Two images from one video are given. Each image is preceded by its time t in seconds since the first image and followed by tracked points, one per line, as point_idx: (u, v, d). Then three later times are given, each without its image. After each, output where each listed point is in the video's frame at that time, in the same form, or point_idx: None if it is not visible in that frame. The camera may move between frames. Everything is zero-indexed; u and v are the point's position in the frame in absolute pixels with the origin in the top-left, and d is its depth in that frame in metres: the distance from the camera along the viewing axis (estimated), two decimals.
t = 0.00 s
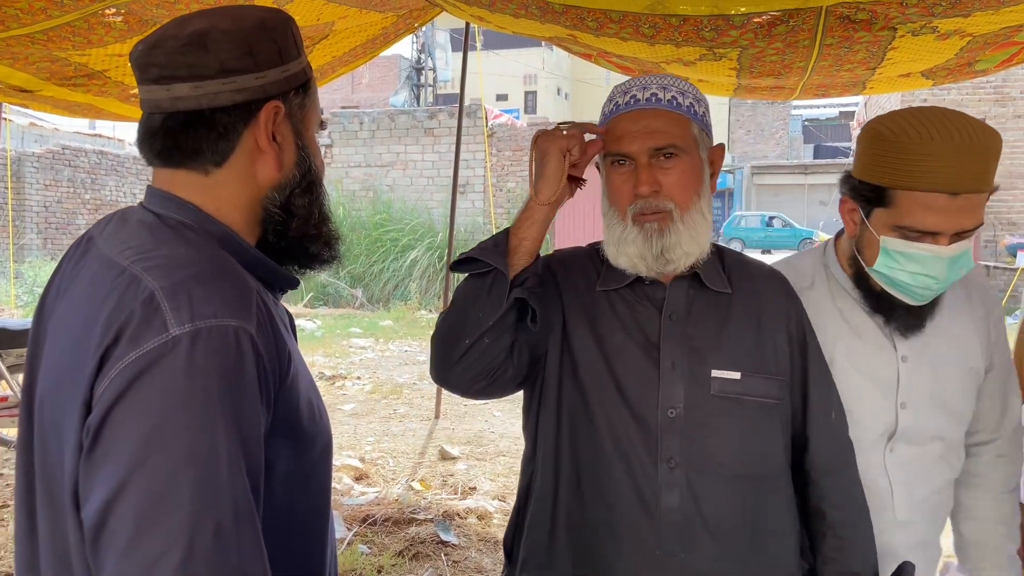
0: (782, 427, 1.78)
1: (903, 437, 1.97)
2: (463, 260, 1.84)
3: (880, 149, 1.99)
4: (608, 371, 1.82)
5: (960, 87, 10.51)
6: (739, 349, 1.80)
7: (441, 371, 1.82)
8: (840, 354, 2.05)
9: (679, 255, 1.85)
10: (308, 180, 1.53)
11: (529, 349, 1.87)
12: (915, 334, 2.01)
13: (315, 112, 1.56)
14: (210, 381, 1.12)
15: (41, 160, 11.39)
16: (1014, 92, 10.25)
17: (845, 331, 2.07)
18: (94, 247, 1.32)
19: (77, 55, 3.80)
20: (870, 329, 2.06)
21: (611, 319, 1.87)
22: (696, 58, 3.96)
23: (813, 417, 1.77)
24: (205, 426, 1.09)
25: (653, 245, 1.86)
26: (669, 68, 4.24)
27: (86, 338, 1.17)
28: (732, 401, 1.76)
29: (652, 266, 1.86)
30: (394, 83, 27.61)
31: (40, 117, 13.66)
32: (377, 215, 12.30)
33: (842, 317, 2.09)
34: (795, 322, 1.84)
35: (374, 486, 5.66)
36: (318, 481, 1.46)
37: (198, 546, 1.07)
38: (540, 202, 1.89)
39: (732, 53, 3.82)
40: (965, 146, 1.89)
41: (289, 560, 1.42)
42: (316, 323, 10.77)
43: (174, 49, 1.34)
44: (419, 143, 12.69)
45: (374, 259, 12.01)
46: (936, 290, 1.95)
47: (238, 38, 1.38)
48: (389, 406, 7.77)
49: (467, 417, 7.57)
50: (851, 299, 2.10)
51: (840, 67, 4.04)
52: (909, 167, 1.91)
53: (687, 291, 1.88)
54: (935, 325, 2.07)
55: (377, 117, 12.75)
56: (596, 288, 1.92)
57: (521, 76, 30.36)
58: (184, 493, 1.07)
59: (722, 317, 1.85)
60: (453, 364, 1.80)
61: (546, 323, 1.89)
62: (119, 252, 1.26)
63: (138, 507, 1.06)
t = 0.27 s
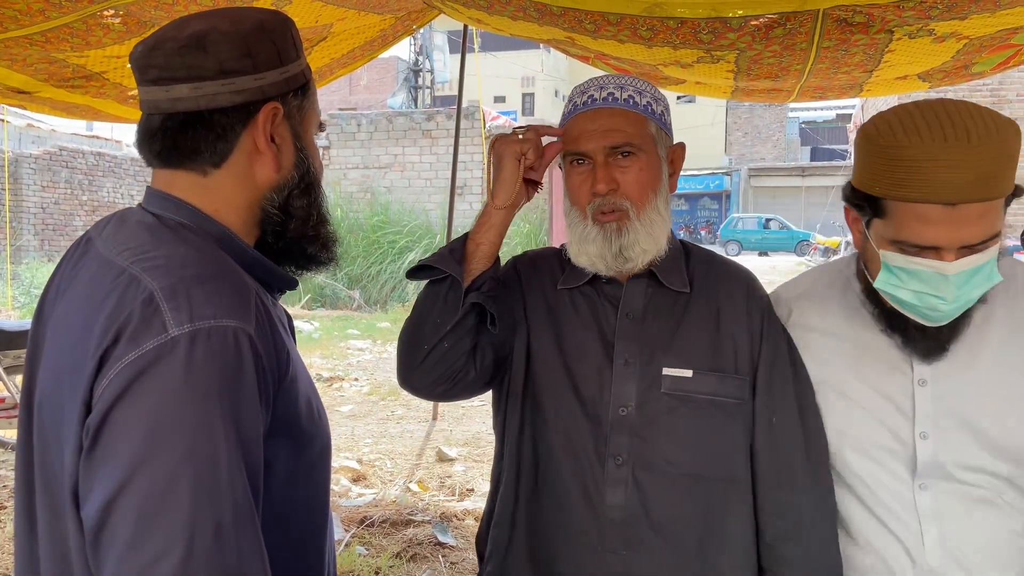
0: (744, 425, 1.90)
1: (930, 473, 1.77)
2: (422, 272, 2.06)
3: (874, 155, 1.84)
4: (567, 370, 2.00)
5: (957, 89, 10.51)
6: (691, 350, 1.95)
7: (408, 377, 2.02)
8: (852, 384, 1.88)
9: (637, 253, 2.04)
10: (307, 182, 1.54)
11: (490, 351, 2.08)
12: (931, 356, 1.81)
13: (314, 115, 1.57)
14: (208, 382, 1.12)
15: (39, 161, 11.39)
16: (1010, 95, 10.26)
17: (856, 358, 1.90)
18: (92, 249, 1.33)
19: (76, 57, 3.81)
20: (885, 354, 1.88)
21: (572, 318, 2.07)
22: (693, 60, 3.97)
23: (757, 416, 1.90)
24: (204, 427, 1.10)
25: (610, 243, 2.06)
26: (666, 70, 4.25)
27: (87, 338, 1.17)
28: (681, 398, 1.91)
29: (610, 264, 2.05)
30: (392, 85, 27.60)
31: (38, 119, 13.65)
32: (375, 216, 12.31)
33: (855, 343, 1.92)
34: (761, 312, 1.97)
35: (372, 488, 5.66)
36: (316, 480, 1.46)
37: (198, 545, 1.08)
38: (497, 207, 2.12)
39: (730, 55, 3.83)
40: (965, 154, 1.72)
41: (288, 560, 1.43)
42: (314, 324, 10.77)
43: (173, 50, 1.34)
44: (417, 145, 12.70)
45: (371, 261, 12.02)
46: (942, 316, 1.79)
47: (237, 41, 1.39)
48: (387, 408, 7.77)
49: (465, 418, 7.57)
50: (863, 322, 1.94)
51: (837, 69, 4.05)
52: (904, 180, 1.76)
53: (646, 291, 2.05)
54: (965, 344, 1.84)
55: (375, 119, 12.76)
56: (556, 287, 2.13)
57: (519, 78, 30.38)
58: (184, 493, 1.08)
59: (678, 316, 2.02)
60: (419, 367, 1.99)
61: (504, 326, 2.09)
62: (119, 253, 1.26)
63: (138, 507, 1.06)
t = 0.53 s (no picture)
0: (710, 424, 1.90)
1: (957, 468, 1.63)
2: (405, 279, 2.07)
3: (881, 109, 1.71)
4: (538, 371, 2.01)
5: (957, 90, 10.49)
6: (659, 349, 1.95)
7: (392, 380, 2.03)
8: (873, 374, 1.75)
9: (611, 256, 2.03)
10: (305, 183, 1.55)
11: (474, 353, 2.09)
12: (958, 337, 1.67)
13: (312, 116, 1.58)
14: (211, 382, 1.13)
15: (39, 162, 11.40)
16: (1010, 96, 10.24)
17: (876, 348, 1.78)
18: (92, 251, 1.34)
19: (77, 59, 3.81)
20: (908, 342, 1.75)
21: (549, 319, 2.08)
22: (693, 61, 3.98)
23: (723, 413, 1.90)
24: (207, 428, 1.11)
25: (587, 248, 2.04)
26: (666, 72, 4.26)
27: (88, 339, 1.18)
28: (647, 396, 1.90)
29: (585, 266, 2.04)
30: (392, 86, 27.58)
31: (38, 120, 13.63)
32: (375, 218, 12.31)
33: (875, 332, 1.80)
34: (733, 314, 1.97)
35: (372, 488, 5.67)
36: (318, 480, 1.48)
37: (203, 544, 1.09)
38: (475, 216, 2.12)
39: (729, 57, 3.84)
40: (982, 98, 1.60)
41: (290, 559, 1.44)
42: (313, 325, 10.77)
43: (172, 52, 1.35)
44: (416, 146, 12.70)
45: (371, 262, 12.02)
46: (957, 289, 1.64)
47: (236, 42, 1.40)
48: (387, 408, 7.77)
49: (465, 419, 7.58)
50: (884, 308, 1.82)
51: (837, 70, 4.06)
52: (913, 129, 1.62)
53: (620, 292, 2.06)
54: (994, 326, 1.70)
55: (374, 120, 12.76)
56: (533, 290, 2.15)
57: (519, 80, 30.40)
58: (187, 493, 1.08)
59: (647, 317, 2.02)
60: (402, 370, 2.00)
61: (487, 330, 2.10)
62: (120, 254, 1.27)
63: (142, 507, 1.07)
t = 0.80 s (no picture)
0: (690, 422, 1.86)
1: (986, 471, 1.52)
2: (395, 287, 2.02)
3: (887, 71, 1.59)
4: (521, 371, 1.99)
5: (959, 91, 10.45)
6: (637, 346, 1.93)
7: (384, 389, 1.98)
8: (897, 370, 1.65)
9: (594, 262, 2.00)
10: (305, 183, 1.54)
11: (465, 361, 2.04)
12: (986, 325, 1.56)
13: (312, 115, 1.58)
14: (215, 380, 1.13)
15: (40, 162, 11.40)
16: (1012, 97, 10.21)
17: (900, 341, 1.67)
18: (93, 251, 1.33)
19: (78, 59, 3.81)
20: (932, 335, 1.65)
21: (534, 322, 2.04)
22: (695, 61, 3.97)
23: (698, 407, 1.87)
24: (211, 427, 1.10)
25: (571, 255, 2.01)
26: (668, 71, 4.25)
27: (91, 339, 1.18)
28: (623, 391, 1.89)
29: (568, 274, 2.01)
30: (393, 86, 27.57)
31: (39, 119, 13.63)
32: (376, 218, 12.31)
33: (898, 323, 1.70)
34: (709, 307, 1.92)
35: (373, 488, 5.66)
36: (319, 479, 1.47)
37: (207, 542, 1.08)
38: (463, 226, 2.08)
39: (731, 57, 3.83)
40: (996, 49, 1.48)
41: (292, 557, 1.44)
42: (314, 326, 10.77)
43: (172, 51, 1.35)
44: (417, 146, 12.68)
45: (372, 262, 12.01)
46: (977, 267, 1.55)
47: (237, 41, 1.39)
48: (388, 408, 7.77)
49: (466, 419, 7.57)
50: (905, 298, 1.72)
51: (839, 70, 4.05)
52: (923, 82, 1.50)
53: (602, 294, 2.03)
54: (1023, 314, 1.59)
55: (376, 120, 12.75)
56: (517, 294, 2.12)
57: (520, 80, 30.39)
58: (191, 491, 1.08)
59: (623, 316, 1.98)
60: (393, 379, 1.95)
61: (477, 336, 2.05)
62: (123, 254, 1.26)
63: (146, 506, 1.06)
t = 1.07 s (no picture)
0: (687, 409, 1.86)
1: None
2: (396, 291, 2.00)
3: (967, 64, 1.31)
4: (521, 368, 1.97)
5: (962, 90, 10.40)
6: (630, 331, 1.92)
7: (387, 391, 1.96)
8: (961, 426, 1.30)
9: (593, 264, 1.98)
10: (306, 181, 1.54)
11: (467, 362, 2.02)
12: None
13: (313, 114, 1.57)
14: (221, 378, 1.12)
15: (43, 161, 11.41)
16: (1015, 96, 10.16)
17: (970, 389, 1.31)
18: (96, 249, 1.33)
19: (81, 59, 3.81)
20: (1010, 387, 1.29)
21: (533, 319, 2.03)
22: (698, 61, 3.96)
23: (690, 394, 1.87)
24: (217, 424, 1.10)
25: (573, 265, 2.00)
26: (671, 71, 4.25)
27: (96, 337, 1.17)
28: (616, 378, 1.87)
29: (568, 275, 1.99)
30: (395, 86, 27.58)
31: (42, 119, 13.65)
32: (378, 217, 12.31)
33: (964, 366, 1.34)
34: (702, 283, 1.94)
35: (375, 488, 5.66)
36: (321, 478, 1.46)
37: (214, 539, 1.08)
38: (462, 232, 2.04)
39: (734, 56, 3.82)
40: None
41: (297, 556, 1.43)
42: (316, 325, 10.77)
43: (174, 49, 1.34)
44: (419, 146, 12.67)
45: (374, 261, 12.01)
46: None
47: (240, 39, 1.39)
48: (390, 408, 7.76)
49: (468, 418, 7.56)
50: (970, 337, 1.36)
51: (842, 69, 4.03)
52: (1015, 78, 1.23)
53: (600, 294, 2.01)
54: None
55: (378, 119, 12.74)
56: (519, 295, 2.11)
57: (522, 79, 30.38)
58: (198, 487, 1.07)
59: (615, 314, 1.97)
60: (395, 383, 1.93)
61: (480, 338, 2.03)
62: (126, 251, 1.26)
63: (153, 503, 1.06)
